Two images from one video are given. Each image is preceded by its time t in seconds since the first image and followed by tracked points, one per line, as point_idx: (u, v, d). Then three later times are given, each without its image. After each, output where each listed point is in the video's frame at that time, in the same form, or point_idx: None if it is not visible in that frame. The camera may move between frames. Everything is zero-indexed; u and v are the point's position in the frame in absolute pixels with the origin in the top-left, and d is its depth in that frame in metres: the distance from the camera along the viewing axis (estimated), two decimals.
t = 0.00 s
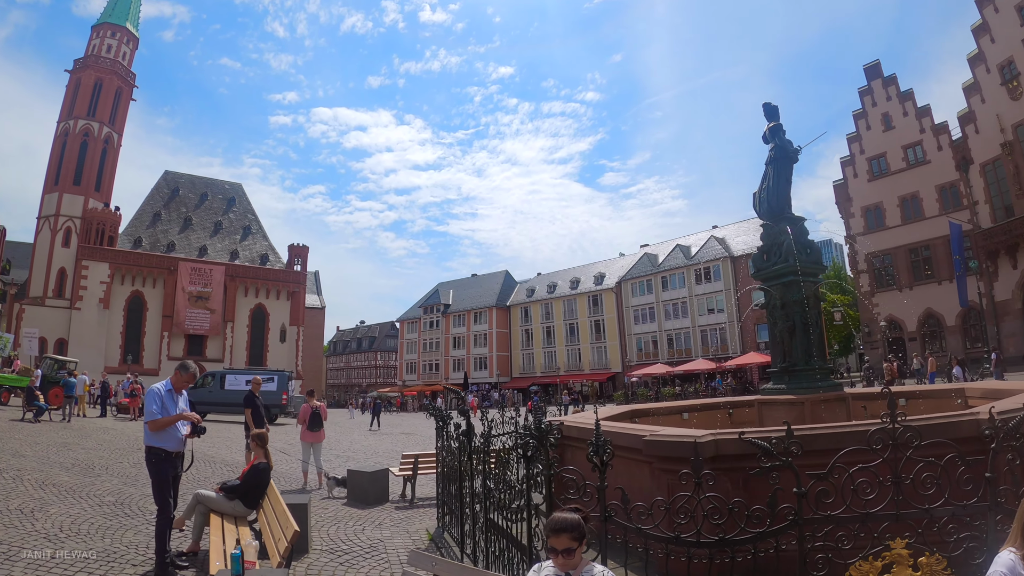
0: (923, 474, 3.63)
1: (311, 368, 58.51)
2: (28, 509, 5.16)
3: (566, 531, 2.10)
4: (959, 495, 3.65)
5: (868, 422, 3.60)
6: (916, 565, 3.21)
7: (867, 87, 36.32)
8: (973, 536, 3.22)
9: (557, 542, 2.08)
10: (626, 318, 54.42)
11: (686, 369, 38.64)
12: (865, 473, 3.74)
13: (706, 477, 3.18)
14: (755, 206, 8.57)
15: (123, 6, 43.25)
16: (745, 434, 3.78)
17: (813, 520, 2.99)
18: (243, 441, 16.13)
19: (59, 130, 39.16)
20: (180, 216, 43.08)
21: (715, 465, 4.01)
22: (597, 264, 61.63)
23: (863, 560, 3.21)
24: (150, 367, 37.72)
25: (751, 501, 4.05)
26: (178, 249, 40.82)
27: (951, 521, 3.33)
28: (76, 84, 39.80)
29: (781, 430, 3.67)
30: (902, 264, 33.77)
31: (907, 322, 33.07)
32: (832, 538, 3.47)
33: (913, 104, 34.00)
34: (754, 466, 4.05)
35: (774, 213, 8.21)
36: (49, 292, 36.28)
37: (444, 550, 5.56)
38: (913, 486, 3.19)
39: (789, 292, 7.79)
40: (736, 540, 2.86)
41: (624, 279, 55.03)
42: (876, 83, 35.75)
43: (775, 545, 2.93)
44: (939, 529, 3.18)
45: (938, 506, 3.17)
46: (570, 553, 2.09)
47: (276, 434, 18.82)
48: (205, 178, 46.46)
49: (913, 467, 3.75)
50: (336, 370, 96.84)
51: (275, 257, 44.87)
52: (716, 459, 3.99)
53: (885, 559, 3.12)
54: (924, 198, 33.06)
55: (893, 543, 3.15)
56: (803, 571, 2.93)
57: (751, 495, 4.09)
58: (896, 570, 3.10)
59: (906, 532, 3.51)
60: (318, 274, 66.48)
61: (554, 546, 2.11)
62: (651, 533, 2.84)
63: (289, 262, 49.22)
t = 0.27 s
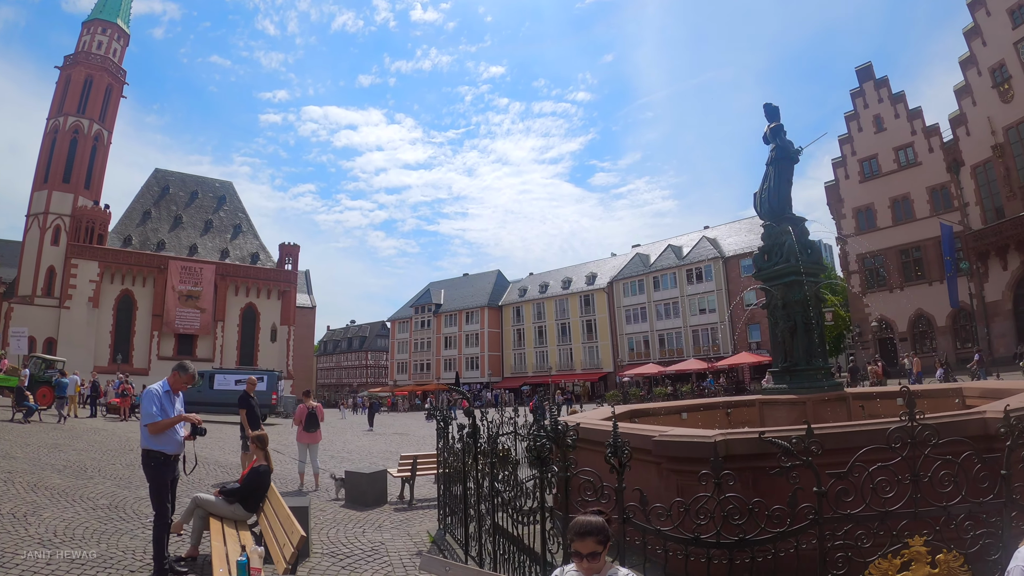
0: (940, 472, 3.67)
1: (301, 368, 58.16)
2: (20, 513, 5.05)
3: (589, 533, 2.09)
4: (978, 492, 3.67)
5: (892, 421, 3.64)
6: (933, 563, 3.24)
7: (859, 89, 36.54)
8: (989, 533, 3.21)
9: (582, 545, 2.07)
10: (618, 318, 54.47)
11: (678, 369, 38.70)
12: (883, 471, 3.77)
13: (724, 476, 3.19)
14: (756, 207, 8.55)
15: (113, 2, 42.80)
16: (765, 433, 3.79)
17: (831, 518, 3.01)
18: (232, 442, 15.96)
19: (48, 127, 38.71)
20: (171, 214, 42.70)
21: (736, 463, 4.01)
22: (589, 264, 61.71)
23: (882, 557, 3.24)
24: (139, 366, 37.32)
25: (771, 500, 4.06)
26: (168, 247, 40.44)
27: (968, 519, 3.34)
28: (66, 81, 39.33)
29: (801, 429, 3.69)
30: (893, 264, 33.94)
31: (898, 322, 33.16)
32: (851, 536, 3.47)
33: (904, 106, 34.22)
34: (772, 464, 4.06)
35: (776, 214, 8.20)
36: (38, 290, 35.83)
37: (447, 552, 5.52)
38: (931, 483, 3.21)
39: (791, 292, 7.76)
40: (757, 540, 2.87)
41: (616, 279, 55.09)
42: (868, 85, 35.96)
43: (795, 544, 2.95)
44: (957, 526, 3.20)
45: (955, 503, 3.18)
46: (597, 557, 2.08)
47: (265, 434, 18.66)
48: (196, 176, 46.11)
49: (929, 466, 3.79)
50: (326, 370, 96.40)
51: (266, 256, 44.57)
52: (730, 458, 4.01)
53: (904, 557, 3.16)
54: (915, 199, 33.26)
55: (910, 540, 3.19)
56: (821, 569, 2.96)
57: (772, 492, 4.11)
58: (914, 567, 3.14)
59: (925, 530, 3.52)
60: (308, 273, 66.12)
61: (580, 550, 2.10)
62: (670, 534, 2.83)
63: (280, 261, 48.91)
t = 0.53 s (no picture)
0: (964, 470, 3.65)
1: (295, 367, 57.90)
2: (14, 516, 4.91)
3: (617, 537, 2.04)
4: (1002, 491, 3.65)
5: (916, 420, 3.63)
6: (957, 563, 3.18)
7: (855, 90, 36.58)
8: (1013, 531, 3.15)
9: (613, 550, 2.01)
10: (613, 318, 54.47)
11: (673, 368, 38.73)
12: (908, 470, 3.75)
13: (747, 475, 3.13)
14: (761, 206, 8.48)
15: None
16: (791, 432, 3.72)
17: (856, 518, 2.96)
18: (225, 442, 15.80)
19: (42, 124, 38.37)
20: (164, 212, 42.39)
21: (759, 464, 3.93)
22: (583, 263, 61.73)
23: (905, 557, 3.19)
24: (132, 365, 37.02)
25: (796, 501, 3.97)
26: (162, 245, 40.13)
27: (991, 518, 3.31)
28: (59, 78, 38.98)
29: (827, 428, 3.65)
30: (888, 264, 34.06)
31: (892, 322, 33.27)
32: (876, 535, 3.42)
33: (899, 107, 34.28)
34: (798, 465, 3.98)
35: (781, 214, 8.13)
36: (31, 288, 35.49)
37: (452, 555, 5.43)
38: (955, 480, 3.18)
39: (796, 291, 7.70)
40: (781, 541, 2.81)
41: (611, 279, 55.10)
42: (863, 86, 36.00)
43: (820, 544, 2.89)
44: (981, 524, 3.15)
45: (980, 501, 3.15)
46: (624, 561, 2.03)
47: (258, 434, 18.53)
48: (189, 173, 45.83)
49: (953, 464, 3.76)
50: (320, 369, 96.28)
51: (259, 254, 44.35)
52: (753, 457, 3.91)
53: (929, 555, 3.09)
54: (911, 200, 33.33)
55: (934, 537, 3.12)
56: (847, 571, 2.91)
57: (793, 494, 4.01)
58: (939, 565, 3.09)
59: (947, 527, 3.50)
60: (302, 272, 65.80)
61: (606, 555, 2.05)
62: (694, 536, 2.76)
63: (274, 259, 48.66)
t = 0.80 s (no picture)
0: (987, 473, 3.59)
1: (287, 368, 57.54)
2: (4, 523, 4.76)
3: (647, 546, 1.99)
4: None
5: (940, 422, 3.59)
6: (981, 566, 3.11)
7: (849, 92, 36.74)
8: None
9: (644, 560, 1.96)
10: (607, 319, 54.45)
11: (666, 369, 38.73)
12: (932, 473, 3.69)
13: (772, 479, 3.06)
14: (765, 207, 8.40)
15: None
16: (814, 433, 3.66)
17: (882, 522, 2.89)
18: (216, 444, 15.60)
19: (33, 122, 37.93)
20: (156, 211, 42.03)
21: (784, 466, 3.85)
22: (577, 264, 61.76)
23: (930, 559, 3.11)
24: (123, 366, 36.66)
25: (821, 505, 3.88)
26: (153, 245, 39.77)
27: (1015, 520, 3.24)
28: (51, 75, 38.56)
29: (851, 430, 3.60)
30: (881, 267, 34.20)
31: (885, 323, 33.49)
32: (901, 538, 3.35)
33: (893, 110, 34.44)
34: (824, 467, 3.90)
35: (785, 214, 8.07)
36: (21, 288, 35.07)
37: (457, 561, 5.33)
38: (979, 482, 3.12)
39: (801, 292, 7.63)
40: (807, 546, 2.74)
41: (604, 280, 55.11)
42: (857, 88, 36.15)
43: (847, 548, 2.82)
44: (1007, 526, 3.09)
45: (1004, 502, 3.10)
46: (654, 571, 1.98)
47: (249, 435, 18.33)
48: (182, 172, 45.48)
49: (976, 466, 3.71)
50: (312, 370, 95.82)
51: (252, 254, 44.06)
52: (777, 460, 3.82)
53: (953, 557, 3.00)
54: (904, 202, 33.45)
55: (958, 540, 3.05)
56: None
57: (817, 496, 3.92)
58: (963, 567, 3.00)
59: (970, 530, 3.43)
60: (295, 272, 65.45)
61: (635, 564, 2.00)
62: (717, 542, 2.69)
63: (267, 259, 48.37)
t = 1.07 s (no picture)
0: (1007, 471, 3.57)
1: (278, 368, 57.17)
2: None
3: (678, 550, 1.94)
4: None
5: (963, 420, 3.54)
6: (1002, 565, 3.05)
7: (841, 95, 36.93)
8: None
9: (676, 564, 1.91)
10: (599, 319, 54.47)
11: (658, 369, 38.77)
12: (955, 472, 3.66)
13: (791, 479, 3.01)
14: (767, 208, 8.34)
15: None
16: (836, 433, 3.61)
17: (906, 522, 2.85)
18: (205, 445, 15.38)
19: (22, 117, 37.44)
20: (146, 209, 41.60)
21: (808, 467, 3.75)
22: (569, 265, 61.82)
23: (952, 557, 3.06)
24: (112, 365, 36.24)
25: (844, 506, 3.80)
26: (144, 243, 39.36)
27: None
28: (42, 70, 38.08)
29: (876, 429, 3.57)
30: (873, 268, 34.24)
31: (877, 325, 33.67)
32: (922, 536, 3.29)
33: (885, 113, 34.62)
34: (846, 467, 3.82)
35: (788, 215, 8.01)
36: (9, 286, 34.56)
37: (461, 566, 5.21)
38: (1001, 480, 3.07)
39: (804, 293, 7.57)
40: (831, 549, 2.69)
41: (596, 281, 55.15)
42: (850, 91, 36.35)
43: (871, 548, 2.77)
44: None
45: None
46: (684, 573, 1.93)
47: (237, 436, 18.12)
48: (172, 170, 45.07)
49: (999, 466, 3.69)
50: (302, 370, 95.32)
51: (242, 253, 43.73)
52: (800, 460, 3.69)
53: (975, 555, 2.94)
54: (895, 205, 33.62)
55: (979, 538, 2.99)
56: None
57: (840, 495, 3.85)
58: (984, 565, 2.93)
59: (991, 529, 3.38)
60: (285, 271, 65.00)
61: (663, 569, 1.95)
62: (740, 543, 2.64)
63: (258, 258, 48.04)
